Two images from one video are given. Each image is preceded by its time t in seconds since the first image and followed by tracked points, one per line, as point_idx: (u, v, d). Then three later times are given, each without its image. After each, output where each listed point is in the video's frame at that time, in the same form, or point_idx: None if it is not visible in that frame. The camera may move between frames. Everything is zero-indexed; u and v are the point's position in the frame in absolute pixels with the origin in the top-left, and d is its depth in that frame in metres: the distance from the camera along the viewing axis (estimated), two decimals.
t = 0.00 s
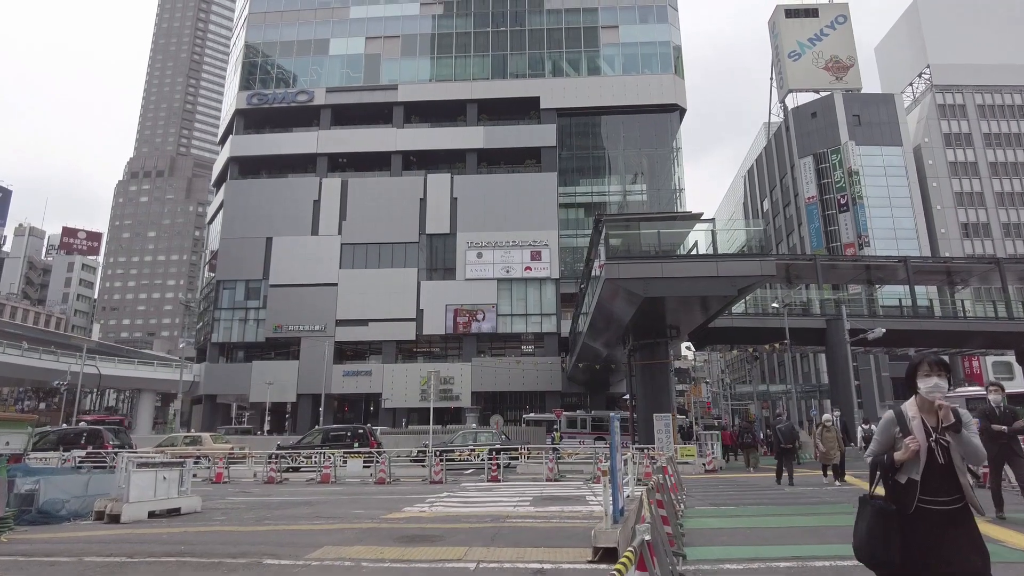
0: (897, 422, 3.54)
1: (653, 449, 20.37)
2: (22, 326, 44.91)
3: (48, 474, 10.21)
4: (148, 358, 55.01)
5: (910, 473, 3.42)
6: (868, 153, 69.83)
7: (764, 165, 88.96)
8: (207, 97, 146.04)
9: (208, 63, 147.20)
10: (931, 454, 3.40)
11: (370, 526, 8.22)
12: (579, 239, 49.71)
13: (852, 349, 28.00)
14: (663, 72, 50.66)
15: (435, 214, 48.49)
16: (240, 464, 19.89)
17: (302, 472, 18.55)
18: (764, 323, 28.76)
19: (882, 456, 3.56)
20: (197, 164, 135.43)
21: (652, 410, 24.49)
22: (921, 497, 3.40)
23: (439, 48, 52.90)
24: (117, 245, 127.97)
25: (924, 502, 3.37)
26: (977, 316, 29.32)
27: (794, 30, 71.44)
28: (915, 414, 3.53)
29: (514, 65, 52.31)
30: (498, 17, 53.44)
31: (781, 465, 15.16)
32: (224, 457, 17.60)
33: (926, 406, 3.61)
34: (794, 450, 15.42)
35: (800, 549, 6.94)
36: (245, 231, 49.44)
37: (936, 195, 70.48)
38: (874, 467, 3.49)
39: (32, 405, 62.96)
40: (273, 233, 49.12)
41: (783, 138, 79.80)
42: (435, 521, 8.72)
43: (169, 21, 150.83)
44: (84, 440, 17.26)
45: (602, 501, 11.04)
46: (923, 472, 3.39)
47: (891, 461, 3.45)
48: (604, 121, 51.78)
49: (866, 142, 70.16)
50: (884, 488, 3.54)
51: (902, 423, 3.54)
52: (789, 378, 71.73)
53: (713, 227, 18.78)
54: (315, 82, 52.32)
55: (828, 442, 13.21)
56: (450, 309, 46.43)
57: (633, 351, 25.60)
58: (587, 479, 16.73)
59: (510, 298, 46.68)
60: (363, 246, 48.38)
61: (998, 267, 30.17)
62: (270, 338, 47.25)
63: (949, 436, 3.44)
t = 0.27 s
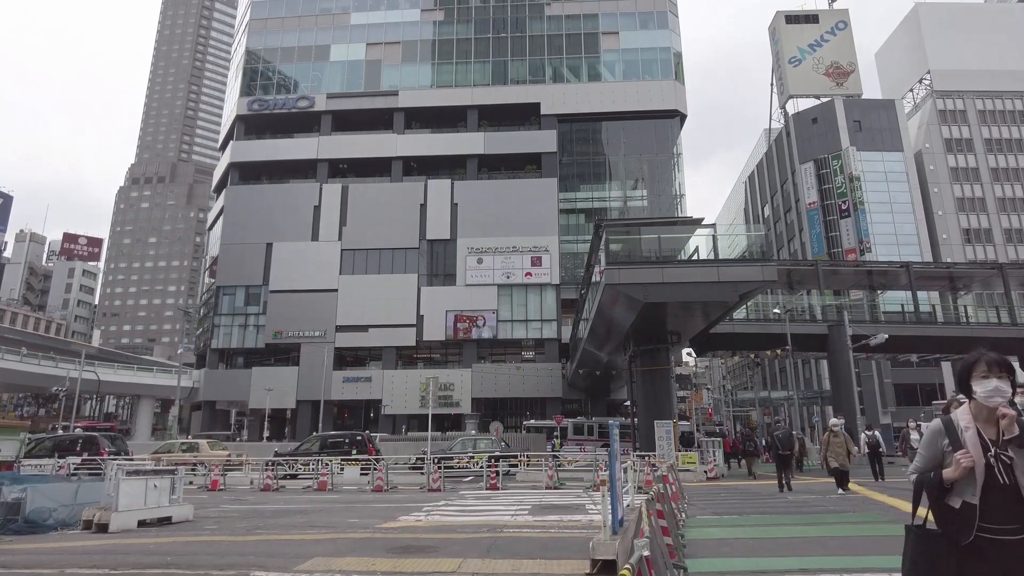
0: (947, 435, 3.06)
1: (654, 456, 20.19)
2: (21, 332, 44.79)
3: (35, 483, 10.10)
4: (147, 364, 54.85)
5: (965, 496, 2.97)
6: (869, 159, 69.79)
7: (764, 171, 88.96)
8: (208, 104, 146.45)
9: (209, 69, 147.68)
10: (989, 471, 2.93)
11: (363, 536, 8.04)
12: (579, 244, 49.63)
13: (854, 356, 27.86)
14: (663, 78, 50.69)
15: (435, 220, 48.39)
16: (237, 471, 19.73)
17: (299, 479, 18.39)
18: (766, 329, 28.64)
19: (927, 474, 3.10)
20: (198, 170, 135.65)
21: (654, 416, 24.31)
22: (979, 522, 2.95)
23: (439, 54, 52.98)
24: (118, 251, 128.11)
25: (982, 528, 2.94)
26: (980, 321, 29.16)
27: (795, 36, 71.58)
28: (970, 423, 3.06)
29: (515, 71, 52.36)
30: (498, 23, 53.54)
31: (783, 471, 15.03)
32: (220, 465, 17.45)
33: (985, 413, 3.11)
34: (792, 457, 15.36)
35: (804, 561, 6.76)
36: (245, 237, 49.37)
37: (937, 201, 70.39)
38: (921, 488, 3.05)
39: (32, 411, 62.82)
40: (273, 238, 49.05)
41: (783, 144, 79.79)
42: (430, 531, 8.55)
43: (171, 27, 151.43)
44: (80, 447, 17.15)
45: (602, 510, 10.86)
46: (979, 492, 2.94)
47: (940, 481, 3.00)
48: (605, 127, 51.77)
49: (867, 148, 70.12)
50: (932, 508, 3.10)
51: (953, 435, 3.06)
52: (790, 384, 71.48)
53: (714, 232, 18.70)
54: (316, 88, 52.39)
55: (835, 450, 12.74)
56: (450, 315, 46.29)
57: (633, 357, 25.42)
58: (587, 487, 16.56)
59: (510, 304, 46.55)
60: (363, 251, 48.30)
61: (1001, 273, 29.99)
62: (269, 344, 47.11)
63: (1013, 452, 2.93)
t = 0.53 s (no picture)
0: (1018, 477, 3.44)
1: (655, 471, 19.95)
2: (19, 346, 44.57)
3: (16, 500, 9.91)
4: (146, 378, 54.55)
5: None
6: (868, 172, 69.96)
7: (764, 184, 89.14)
8: (210, 118, 147.30)
9: (211, 84, 148.74)
10: None
11: (353, 555, 7.86)
12: (579, 257, 49.56)
13: (856, 369, 27.62)
14: (662, 92, 50.92)
15: (435, 233, 48.35)
16: (231, 485, 19.50)
17: (294, 494, 18.17)
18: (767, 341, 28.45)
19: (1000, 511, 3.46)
20: (200, 184, 136.10)
21: (654, 430, 24.08)
22: None
23: (439, 68, 53.27)
24: (118, 265, 128.26)
25: None
26: (982, 334, 28.96)
27: (793, 50, 72.06)
28: None
29: (514, 85, 52.62)
30: (498, 38, 53.88)
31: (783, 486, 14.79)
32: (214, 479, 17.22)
33: None
34: (793, 472, 15.10)
35: None
36: (244, 250, 49.33)
37: (937, 214, 70.44)
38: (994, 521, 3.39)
39: (29, 425, 62.49)
40: (272, 252, 49.00)
41: (783, 157, 80.02)
42: (423, 549, 8.36)
43: (174, 43, 152.68)
44: (72, 461, 16.91)
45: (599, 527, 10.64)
46: None
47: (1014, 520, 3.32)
48: (605, 140, 51.89)
49: (867, 161, 70.28)
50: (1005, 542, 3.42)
51: None
52: (792, 398, 71.09)
53: (714, 244, 18.55)
54: (316, 102, 52.64)
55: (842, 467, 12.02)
56: (449, 328, 46.11)
57: (633, 371, 25.21)
58: (586, 503, 16.34)
59: (510, 317, 46.39)
60: (363, 264, 48.21)
61: (1003, 284, 29.83)
62: (268, 358, 46.90)
63: None
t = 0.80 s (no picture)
0: None
1: (656, 487, 19.71)
2: (17, 359, 44.31)
3: None
4: (144, 392, 54.21)
5: None
6: (868, 184, 70.09)
7: (763, 198, 89.36)
8: (211, 132, 148.00)
9: (213, 99, 149.66)
10: None
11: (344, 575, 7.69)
12: (579, 270, 49.46)
13: (858, 383, 27.42)
14: (661, 105, 51.14)
15: (434, 246, 48.31)
16: (226, 501, 19.26)
17: (290, 511, 17.93)
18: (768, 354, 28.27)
19: None
20: (200, 197, 136.45)
21: (654, 445, 23.85)
22: None
23: (439, 83, 53.54)
24: (118, 278, 128.22)
25: None
26: (984, 346, 28.83)
27: (792, 64, 72.45)
28: None
29: (514, 100, 52.86)
30: (498, 52, 54.18)
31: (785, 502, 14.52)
32: (207, 496, 16.99)
33: None
34: (795, 487, 14.87)
35: None
36: (244, 264, 49.26)
37: (937, 226, 70.50)
38: None
39: (25, 440, 62.06)
40: (271, 265, 48.94)
41: (782, 170, 80.22)
42: (416, 569, 8.17)
43: (176, 58, 153.84)
44: (64, 477, 16.65)
45: (598, 546, 10.43)
46: None
47: None
48: (604, 153, 52.00)
49: (865, 174, 70.47)
50: None
51: None
52: (793, 411, 70.66)
53: (714, 256, 18.47)
54: (316, 116, 52.87)
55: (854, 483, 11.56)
56: (449, 341, 45.91)
57: (633, 385, 25.03)
58: (585, 520, 16.10)
59: (510, 331, 46.21)
60: (362, 277, 48.14)
61: (1004, 297, 29.70)
62: (266, 371, 46.67)
63: None
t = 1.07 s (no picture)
0: None
1: (657, 502, 19.44)
2: (14, 372, 44.11)
3: None
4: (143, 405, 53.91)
5: None
6: (868, 197, 70.20)
7: (763, 211, 89.50)
8: (213, 146, 148.74)
9: (215, 113, 150.61)
10: None
11: None
12: (580, 283, 49.35)
13: (860, 396, 27.20)
14: (660, 119, 51.33)
15: (434, 259, 48.27)
16: (221, 516, 19.01)
17: (285, 526, 17.68)
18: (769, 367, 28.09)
19: None
20: (202, 211, 136.83)
21: (655, 459, 23.59)
22: None
23: (440, 96, 53.82)
24: (119, 291, 128.20)
25: None
26: (988, 359, 28.63)
27: (791, 78, 72.85)
28: None
29: (514, 113, 53.09)
30: (498, 67, 54.51)
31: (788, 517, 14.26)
32: (202, 510, 16.76)
33: None
34: (797, 502, 14.63)
35: None
36: (244, 277, 49.19)
37: (937, 238, 70.47)
38: None
39: (22, 453, 61.65)
40: (271, 278, 48.87)
41: (782, 184, 80.37)
42: None
43: (179, 73, 155.03)
44: (57, 491, 16.47)
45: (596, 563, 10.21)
46: None
47: None
48: (604, 167, 52.12)
49: (865, 187, 70.62)
50: None
51: None
52: (796, 425, 70.20)
53: (714, 268, 18.35)
54: (317, 129, 53.09)
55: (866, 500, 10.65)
56: (448, 354, 45.70)
57: (634, 398, 24.81)
58: (585, 535, 15.84)
59: (510, 343, 46.03)
60: (362, 290, 48.03)
61: (1007, 309, 29.55)
62: (265, 385, 46.42)
63: None
